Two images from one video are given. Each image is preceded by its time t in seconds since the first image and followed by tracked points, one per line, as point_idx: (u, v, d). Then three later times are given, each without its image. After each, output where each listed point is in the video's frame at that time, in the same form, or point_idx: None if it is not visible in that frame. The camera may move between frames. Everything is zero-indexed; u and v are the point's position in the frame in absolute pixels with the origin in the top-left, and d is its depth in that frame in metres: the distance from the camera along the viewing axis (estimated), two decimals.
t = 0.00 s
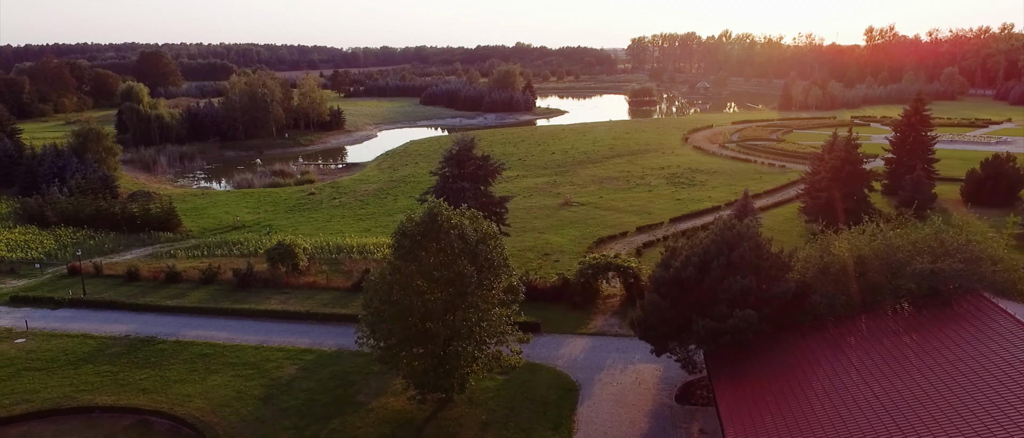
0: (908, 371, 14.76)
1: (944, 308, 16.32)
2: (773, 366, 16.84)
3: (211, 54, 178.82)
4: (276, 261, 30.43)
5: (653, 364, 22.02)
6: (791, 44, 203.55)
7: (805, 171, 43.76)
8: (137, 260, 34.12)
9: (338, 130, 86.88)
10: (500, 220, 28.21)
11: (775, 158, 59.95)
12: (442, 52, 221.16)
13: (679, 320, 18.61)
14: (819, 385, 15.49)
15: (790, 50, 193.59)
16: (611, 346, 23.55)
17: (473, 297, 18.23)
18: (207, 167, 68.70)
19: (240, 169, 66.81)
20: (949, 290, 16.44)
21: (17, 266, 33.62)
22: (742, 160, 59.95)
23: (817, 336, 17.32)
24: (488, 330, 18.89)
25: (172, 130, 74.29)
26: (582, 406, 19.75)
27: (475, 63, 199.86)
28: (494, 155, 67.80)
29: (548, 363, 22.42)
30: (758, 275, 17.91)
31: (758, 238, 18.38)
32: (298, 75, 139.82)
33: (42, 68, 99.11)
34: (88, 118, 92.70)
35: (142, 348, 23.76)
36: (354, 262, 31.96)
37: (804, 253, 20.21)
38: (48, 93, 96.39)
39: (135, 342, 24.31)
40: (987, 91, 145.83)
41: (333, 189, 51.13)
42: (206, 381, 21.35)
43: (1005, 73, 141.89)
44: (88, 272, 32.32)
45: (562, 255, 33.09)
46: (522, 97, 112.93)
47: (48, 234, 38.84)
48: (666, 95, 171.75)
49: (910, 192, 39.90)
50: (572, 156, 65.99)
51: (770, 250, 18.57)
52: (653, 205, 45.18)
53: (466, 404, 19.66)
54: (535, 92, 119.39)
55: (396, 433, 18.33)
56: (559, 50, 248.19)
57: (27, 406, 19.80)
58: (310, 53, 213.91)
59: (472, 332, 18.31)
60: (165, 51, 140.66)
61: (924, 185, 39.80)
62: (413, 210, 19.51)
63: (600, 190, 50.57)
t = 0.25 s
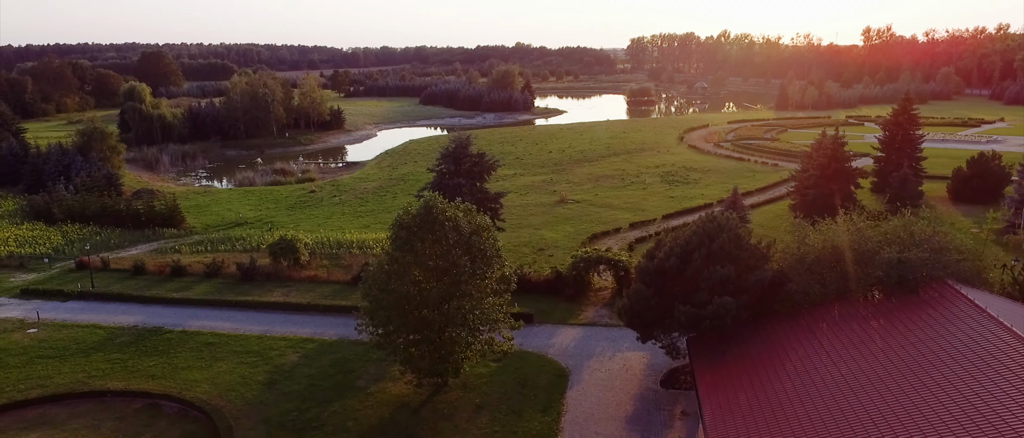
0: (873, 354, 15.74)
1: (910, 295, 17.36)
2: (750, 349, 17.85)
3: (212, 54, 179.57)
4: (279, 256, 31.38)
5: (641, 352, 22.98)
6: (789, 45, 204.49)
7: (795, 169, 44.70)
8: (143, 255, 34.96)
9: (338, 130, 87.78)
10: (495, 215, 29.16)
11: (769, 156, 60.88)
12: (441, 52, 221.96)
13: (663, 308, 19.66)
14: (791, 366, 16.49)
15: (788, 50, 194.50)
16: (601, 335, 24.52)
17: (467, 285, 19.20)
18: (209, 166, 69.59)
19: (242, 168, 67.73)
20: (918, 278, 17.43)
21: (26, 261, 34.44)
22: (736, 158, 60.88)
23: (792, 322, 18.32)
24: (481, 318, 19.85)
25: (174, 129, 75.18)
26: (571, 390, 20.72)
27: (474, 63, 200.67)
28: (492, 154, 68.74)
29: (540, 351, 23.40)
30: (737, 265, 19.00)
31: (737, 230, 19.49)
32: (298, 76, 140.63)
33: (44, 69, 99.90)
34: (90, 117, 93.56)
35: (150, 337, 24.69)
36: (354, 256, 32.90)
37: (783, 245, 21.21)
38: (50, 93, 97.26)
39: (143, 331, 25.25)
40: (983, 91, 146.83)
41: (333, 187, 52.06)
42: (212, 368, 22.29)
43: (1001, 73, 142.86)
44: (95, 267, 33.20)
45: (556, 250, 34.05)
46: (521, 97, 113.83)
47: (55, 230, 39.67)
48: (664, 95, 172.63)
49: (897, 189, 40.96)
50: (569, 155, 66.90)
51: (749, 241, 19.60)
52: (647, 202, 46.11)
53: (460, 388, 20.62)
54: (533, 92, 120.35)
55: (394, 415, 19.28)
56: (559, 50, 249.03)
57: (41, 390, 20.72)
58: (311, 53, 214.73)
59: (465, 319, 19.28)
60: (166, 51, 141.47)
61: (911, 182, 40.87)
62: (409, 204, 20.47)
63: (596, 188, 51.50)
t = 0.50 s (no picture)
0: (842, 336, 16.86)
1: (881, 283, 18.49)
2: (730, 334, 18.90)
3: (212, 54, 180.27)
4: (281, 250, 32.36)
5: (629, 340, 23.99)
6: (787, 44, 205.42)
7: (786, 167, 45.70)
8: (149, 249, 35.78)
9: (338, 129, 88.69)
10: (491, 210, 30.13)
11: (762, 155, 61.86)
12: (441, 52, 222.64)
13: (648, 296, 20.77)
14: (766, 348, 17.61)
15: (786, 50, 195.41)
16: (591, 325, 25.51)
17: (461, 274, 20.21)
18: (210, 164, 70.50)
19: (243, 167, 68.65)
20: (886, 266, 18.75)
21: (35, 255, 35.25)
22: (730, 157, 61.84)
23: (770, 307, 19.44)
24: (475, 305, 20.82)
25: (176, 129, 76.12)
26: (562, 375, 21.73)
27: (474, 63, 201.42)
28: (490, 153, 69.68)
29: (533, 339, 24.40)
30: (718, 255, 20.17)
31: (718, 223, 20.78)
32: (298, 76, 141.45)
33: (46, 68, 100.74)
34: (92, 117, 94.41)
35: (157, 327, 25.65)
36: (354, 251, 33.87)
37: (764, 238, 22.27)
38: (52, 93, 98.12)
39: (151, 322, 26.22)
40: (978, 91, 147.82)
41: (334, 185, 53.02)
42: (219, 355, 23.28)
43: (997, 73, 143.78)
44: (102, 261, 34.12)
45: (551, 245, 35.04)
46: (519, 97, 114.74)
47: (62, 226, 40.55)
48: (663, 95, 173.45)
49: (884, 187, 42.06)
50: (566, 153, 67.84)
51: (730, 233, 20.70)
52: (641, 199, 47.06)
53: (456, 374, 21.60)
54: (532, 91, 121.27)
55: (392, 398, 20.25)
56: (558, 50, 249.80)
57: (55, 376, 21.68)
58: (311, 53, 215.53)
59: (461, 307, 20.25)
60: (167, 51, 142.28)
61: (898, 180, 42.00)
62: (407, 198, 21.49)
63: (591, 186, 52.44)
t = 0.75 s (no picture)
0: (818, 321, 17.87)
1: (855, 271, 19.61)
2: (712, 320, 19.96)
3: (213, 55, 181.24)
4: (284, 245, 33.33)
5: (619, 330, 25.01)
6: (785, 44, 206.42)
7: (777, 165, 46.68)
8: (155, 245, 36.36)
9: (338, 129, 89.73)
10: (487, 206, 31.10)
11: (756, 153, 62.83)
12: (441, 52, 223.64)
13: (635, 285, 21.83)
14: (746, 332, 18.63)
15: (784, 50, 196.41)
16: (583, 316, 26.52)
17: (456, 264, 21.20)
18: (212, 163, 71.46)
19: (245, 165, 69.59)
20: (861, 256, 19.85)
21: (44, 251, 35.87)
22: (724, 155, 62.82)
23: (751, 295, 20.48)
24: (470, 295, 21.82)
25: (179, 128, 77.12)
26: (553, 362, 22.75)
27: (473, 63, 202.41)
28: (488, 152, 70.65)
29: (526, 329, 25.42)
30: (701, 246, 21.22)
31: (702, 215, 21.80)
32: (299, 76, 142.40)
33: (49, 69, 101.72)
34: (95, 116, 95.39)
35: (165, 318, 26.62)
36: (354, 246, 34.86)
37: (747, 230, 23.30)
38: (55, 93, 99.11)
39: (159, 313, 27.18)
40: (974, 90, 148.83)
41: (334, 184, 54.03)
42: (225, 344, 24.26)
43: (993, 73, 144.77)
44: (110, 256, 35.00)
45: (546, 240, 36.04)
46: (518, 97, 115.70)
47: (69, 223, 41.38)
48: (661, 95, 174.48)
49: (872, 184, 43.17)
50: (563, 152, 68.82)
51: (713, 225, 21.76)
52: (635, 197, 48.05)
53: (452, 361, 22.58)
54: (531, 91, 122.24)
55: (391, 383, 21.24)
56: (557, 50, 250.85)
57: (69, 363, 22.63)
58: (311, 53, 216.51)
59: (456, 295, 21.23)
60: (168, 51, 143.26)
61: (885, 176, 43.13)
62: (405, 192, 22.47)
63: (587, 184, 53.43)
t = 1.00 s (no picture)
0: (794, 308, 18.94)
1: (831, 261, 20.75)
2: (696, 307, 21.09)
3: (214, 55, 182.16)
4: (286, 240, 34.32)
5: (609, 320, 26.03)
6: (783, 45, 207.47)
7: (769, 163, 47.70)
8: (160, 241, 37.23)
9: (338, 128, 90.73)
10: (483, 202, 32.08)
11: (750, 152, 63.82)
12: (441, 52, 224.58)
13: (622, 276, 22.87)
14: (726, 319, 19.71)
15: (782, 50, 197.41)
16: (575, 307, 27.53)
17: (452, 255, 22.20)
18: (214, 162, 72.38)
19: (246, 164, 70.52)
20: (838, 248, 20.85)
21: (53, 245, 36.67)
22: (719, 154, 63.81)
23: (733, 285, 21.56)
24: (465, 285, 22.83)
25: (181, 127, 78.10)
26: (545, 349, 23.78)
27: (472, 63, 203.38)
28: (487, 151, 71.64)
29: (520, 319, 26.45)
30: (685, 239, 22.37)
31: (687, 209, 23.03)
32: (299, 76, 143.31)
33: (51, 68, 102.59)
34: (97, 116, 96.32)
35: (172, 309, 27.58)
36: (355, 241, 35.85)
37: (732, 224, 24.41)
38: (58, 93, 100.02)
39: (166, 304, 28.15)
40: (970, 90, 149.79)
41: (335, 182, 55.02)
42: (231, 333, 25.23)
43: (989, 73, 145.71)
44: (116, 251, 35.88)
45: (541, 236, 37.04)
46: (516, 97, 116.66)
47: (76, 220, 42.08)
48: (659, 95, 175.43)
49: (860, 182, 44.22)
50: (560, 151, 69.80)
51: (698, 219, 22.96)
52: (630, 194, 49.03)
53: (448, 349, 23.58)
54: (530, 91, 123.24)
55: (390, 369, 22.24)
56: (556, 50, 251.85)
57: (81, 351, 23.58)
58: (311, 53, 217.41)
59: (452, 284, 22.24)
60: (169, 51, 144.13)
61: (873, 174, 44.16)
62: (404, 187, 23.49)
63: (583, 182, 54.41)
